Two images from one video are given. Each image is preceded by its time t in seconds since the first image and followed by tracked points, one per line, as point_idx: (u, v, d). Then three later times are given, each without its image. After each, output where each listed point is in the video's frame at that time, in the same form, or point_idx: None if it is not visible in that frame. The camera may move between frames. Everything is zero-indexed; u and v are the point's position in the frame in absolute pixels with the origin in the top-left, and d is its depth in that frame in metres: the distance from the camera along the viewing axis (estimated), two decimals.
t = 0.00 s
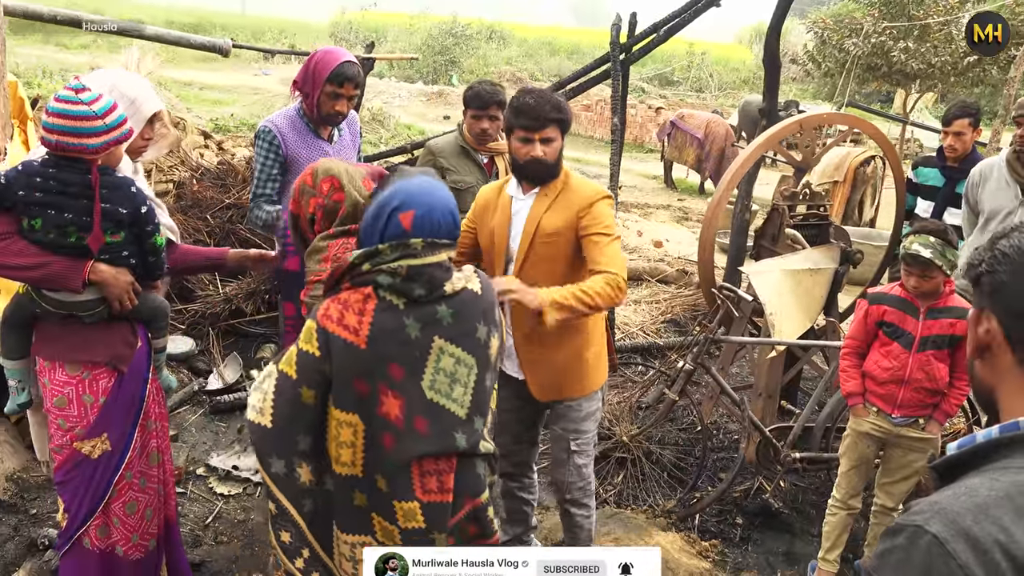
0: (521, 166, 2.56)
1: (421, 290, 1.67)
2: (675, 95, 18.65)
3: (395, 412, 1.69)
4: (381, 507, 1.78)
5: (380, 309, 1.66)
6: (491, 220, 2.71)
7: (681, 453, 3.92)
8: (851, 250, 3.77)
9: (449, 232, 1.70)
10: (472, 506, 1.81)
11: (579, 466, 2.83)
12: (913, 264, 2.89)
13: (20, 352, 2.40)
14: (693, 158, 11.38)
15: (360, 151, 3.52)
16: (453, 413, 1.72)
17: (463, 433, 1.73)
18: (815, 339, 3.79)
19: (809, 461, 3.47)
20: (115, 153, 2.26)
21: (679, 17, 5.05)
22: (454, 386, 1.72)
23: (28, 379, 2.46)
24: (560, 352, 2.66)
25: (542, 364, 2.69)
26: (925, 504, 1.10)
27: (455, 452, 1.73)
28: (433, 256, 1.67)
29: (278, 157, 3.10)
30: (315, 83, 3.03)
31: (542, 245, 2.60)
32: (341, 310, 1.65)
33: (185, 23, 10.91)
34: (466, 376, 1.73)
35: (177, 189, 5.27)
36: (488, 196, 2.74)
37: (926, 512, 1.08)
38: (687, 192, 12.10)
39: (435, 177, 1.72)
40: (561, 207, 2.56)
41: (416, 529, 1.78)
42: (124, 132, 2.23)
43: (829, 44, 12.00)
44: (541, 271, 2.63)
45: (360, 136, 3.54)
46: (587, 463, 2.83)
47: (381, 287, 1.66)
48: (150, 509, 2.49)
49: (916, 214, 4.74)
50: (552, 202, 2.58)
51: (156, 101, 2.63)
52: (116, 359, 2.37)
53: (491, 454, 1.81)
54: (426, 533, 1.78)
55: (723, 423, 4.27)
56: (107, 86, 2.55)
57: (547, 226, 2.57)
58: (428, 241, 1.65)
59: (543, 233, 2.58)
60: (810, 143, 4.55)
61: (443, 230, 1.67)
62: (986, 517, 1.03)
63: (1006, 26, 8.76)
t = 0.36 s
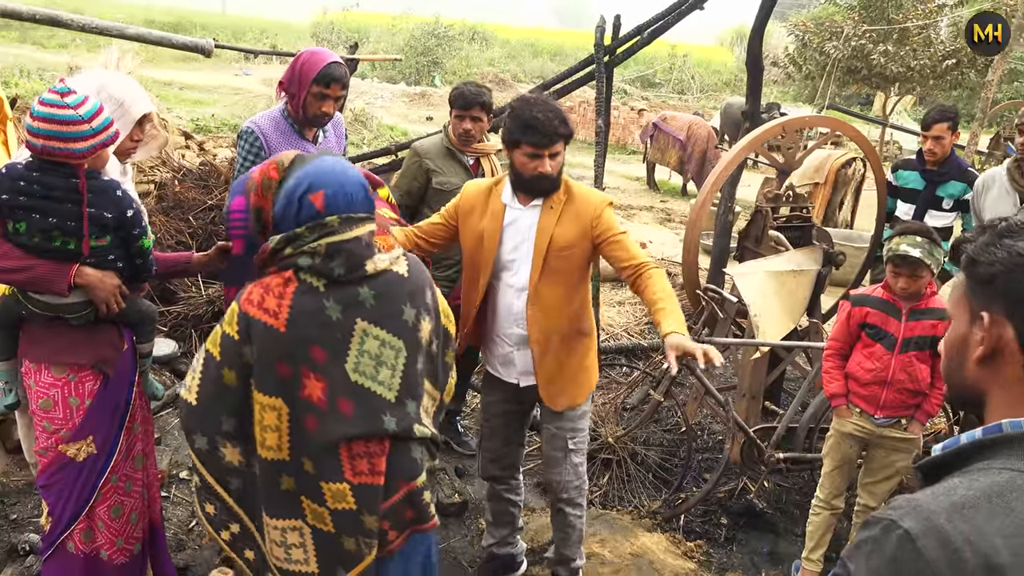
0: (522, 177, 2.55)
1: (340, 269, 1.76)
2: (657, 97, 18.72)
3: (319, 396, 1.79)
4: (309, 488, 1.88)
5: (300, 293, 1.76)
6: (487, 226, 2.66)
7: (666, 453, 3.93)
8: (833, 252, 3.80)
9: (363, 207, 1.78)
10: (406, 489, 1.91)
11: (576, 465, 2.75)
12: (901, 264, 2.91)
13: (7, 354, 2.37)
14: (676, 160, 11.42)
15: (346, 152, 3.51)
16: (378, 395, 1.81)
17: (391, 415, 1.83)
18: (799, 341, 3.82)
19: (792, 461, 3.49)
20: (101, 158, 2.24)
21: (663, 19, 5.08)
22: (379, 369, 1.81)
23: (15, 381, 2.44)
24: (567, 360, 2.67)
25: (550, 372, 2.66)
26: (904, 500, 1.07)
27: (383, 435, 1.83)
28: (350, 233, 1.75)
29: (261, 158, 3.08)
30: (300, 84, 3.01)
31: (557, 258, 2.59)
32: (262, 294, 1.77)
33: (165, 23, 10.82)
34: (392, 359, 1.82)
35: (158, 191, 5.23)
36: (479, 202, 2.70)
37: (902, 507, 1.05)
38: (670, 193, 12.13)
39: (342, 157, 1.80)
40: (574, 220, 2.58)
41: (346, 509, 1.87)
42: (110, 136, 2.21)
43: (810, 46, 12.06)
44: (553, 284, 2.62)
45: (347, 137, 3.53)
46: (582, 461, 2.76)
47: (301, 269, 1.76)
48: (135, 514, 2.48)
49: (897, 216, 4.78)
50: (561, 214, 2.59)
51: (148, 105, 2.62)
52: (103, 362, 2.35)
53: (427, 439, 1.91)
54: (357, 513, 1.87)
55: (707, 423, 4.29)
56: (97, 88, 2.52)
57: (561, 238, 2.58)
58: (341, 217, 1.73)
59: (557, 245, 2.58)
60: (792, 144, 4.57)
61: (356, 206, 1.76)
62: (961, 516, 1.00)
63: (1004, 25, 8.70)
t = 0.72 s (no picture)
0: (528, 205, 2.55)
1: (274, 269, 1.80)
2: (642, 107, 18.84)
3: (256, 395, 1.84)
4: (250, 490, 1.91)
5: (235, 293, 1.82)
6: (491, 249, 2.65)
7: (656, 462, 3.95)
8: (818, 260, 3.84)
9: (300, 209, 1.85)
10: (355, 496, 1.95)
11: (591, 481, 2.68)
12: (895, 270, 2.94)
13: None
14: (662, 169, 11.49)
15: (336, 163, 3.52)
16: (317, 396, 1.85)
17: (332, 417, 1.87)
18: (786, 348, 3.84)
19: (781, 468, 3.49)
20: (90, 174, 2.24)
21: (648, 30, 5.12)
22: (318, 369, 1.85)
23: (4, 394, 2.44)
24: (587, 380, 2.67)
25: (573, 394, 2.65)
26: (902, 503, 1.09)
27: (325, 437, 1.86)
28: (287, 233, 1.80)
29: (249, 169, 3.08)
30: (290, 96, 3.02)
31: (569, 280, 2.59)
32: (201, 295, 1.85)
33: (150, 34, 10.80)
34: (332, 360, 1.86)
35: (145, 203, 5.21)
36: (482, 223, 2.69)
37: (900, 511, 1.06)
38: (657, 203, 12.18)
39: (283, 161, 1.88)
40: (583, 240, 2.58)
41: (287, 510, 1.91)
42: (101, 151, 2.21)
43: (792, 56, 12.16)
44: (568, 306, 2.61)
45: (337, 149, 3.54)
46: (599, 476, 2.68)
47: (237, 269, 1.82)
48: (123, 528, 2.47)
49: (882, 224, 4.82)
50: (570, 236, 2.59)
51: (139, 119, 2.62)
52: (89, 375, 2.35)
53: (376, 444, 1.96)
54: (298, 515, 1.91)
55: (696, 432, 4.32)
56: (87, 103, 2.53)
57: (573, 261, 2.58)
58: (274, 218, 1.79)
59: (569, 267, 2.58)
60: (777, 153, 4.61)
61: (291, 208, 1.82)
62: (957, 522, 1.01)
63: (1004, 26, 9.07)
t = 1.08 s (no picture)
0: (561, 226, 2.51)
1: (286, 272, 1.83)
2: (636, 114, 18.94)
3: (271, 396, 1.85)
4: (265, 493, 1.92)
5: (248, 295, 1.84)
6: (532, 267, 2.60)
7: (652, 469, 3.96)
8: (812, 266, 3.86)
9: (314, 214, 1.90)
10: (368, 496, 2.00)
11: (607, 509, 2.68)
12: (900, 274, 2.96)
13: None
14: (655, 177, 11.53)
15: (334, 172, 3.53)
16: (331, 395, 1.87)
17: (346, 416, 1.88)
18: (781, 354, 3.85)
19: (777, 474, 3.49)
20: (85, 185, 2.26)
21: (641, 38, 5.14)
22: (331, 369, 1.87)
23: None
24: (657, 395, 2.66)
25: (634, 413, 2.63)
26: (909, 514, 1.10)
27: (340, 437, 1.88)
28: (296, 239, 1.84)
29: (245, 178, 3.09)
30: (287, 106, 3.03)
31: (630, 298, 2.55)
32: (215, 299, 1.87)
33: (143, 44, 10.80)
34: (345, 359, 1.88)
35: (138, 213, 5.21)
36: (522, 241, 2.62)
37: (907, 522, 1.07)
38: (650, 210, 12.22)
39: (296, 169, 1.94)
40: (639, 255, 2.54)
41: (301, 512, 1.92)
42: (96, 161, 2.23)
43: (784, 64, 12.20)
44: (626, 325, 2.57)
45: (335, 157, 3.56)
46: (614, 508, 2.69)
47: (250, 273, 1.84)
48: (117, 538, 2.46)
49: (876, 230, 4.85)
50: (625, 253, 2.54)
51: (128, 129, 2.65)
52: (82, 384, 2.34)
53: (388, 446, 1.98)
54: (312, 516, 1.92)
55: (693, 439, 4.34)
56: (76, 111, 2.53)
57: (631, 278, 2.54)
58: (289, 222, 1.84)
59: (626, 284, 2.54)
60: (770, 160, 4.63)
61: (305, 213, 1.88)
62: (964, 529, 1.02)
63: (1003, 25, 9.09)
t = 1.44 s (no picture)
0: (575, 221, 2.49)
1: (356, 271, 1.87)
2: (635, 118, 18.95)
3: (336, 387, 1.88)
4: (324, 482, 1.94)
5: (316, 291, 1.86)
6: (557, 270, 2.63)
7: (653, 473, 3.96)
8: (813, 271, 3.87)
9: (382, 217, 1.94)
10: (417, 484, 2.05)
11: (619, 523, 2.71)
12: (882, 273, 2.98)
13: None
14: (654, 180, 11.54)
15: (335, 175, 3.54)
16: (390, 386, 1.92)
17: (402, 408, 1.94)
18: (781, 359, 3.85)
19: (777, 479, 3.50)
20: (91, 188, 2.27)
21: (642, 42, 5.15)
22: (391, 362, 1.92)
23: None
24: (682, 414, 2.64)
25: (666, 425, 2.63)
26: (923, 519, 1.10)
27: (397, 427, 1.93)
28: (362, 241, 1.87)
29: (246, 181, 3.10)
30: (288, 109, 3.03)
31: (656, 306, 2.56)
32: (281, 293, 1.87)
33: (142, 47, 10.82)
34: (403, 354, 1.94)
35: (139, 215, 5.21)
36: (549, 244, 2.66)
37: (923, 527, 1.08)
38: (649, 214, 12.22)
39: (361, 171, 1.96)
40: (667, 262, 2.56)
41: (358, 501, 1.95)
42: (101, 165, 2.24)
43: (784, 68, 12.24)
44: (652, 334, 2.57)
45: (336, 160, 3.56)
46: (627, 520, 2.72)
47: (318, 271, 1.86)
48: (114, 538, 2.46)
49: (877, 235, 4.86)
50: (651, 257, 2.56)
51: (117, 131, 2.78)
52: (79, 386, 2.34)
53: (434, 436, 2.05)
54: (368, 505, 1.95)
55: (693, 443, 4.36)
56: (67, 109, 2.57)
57: (654, 284, 2.55)
58: (364, 225, 1.88)
59: (654, 292, 2.55)
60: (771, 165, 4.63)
61: (377, 216, 1.91)
62: (981, 535, 1.03)
63: (1004, 25, 9.16)
